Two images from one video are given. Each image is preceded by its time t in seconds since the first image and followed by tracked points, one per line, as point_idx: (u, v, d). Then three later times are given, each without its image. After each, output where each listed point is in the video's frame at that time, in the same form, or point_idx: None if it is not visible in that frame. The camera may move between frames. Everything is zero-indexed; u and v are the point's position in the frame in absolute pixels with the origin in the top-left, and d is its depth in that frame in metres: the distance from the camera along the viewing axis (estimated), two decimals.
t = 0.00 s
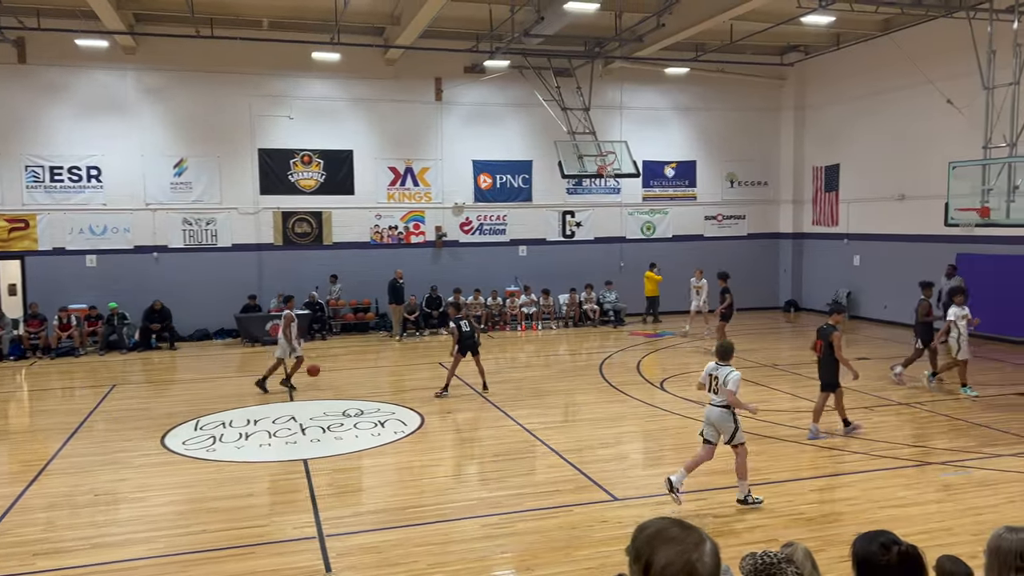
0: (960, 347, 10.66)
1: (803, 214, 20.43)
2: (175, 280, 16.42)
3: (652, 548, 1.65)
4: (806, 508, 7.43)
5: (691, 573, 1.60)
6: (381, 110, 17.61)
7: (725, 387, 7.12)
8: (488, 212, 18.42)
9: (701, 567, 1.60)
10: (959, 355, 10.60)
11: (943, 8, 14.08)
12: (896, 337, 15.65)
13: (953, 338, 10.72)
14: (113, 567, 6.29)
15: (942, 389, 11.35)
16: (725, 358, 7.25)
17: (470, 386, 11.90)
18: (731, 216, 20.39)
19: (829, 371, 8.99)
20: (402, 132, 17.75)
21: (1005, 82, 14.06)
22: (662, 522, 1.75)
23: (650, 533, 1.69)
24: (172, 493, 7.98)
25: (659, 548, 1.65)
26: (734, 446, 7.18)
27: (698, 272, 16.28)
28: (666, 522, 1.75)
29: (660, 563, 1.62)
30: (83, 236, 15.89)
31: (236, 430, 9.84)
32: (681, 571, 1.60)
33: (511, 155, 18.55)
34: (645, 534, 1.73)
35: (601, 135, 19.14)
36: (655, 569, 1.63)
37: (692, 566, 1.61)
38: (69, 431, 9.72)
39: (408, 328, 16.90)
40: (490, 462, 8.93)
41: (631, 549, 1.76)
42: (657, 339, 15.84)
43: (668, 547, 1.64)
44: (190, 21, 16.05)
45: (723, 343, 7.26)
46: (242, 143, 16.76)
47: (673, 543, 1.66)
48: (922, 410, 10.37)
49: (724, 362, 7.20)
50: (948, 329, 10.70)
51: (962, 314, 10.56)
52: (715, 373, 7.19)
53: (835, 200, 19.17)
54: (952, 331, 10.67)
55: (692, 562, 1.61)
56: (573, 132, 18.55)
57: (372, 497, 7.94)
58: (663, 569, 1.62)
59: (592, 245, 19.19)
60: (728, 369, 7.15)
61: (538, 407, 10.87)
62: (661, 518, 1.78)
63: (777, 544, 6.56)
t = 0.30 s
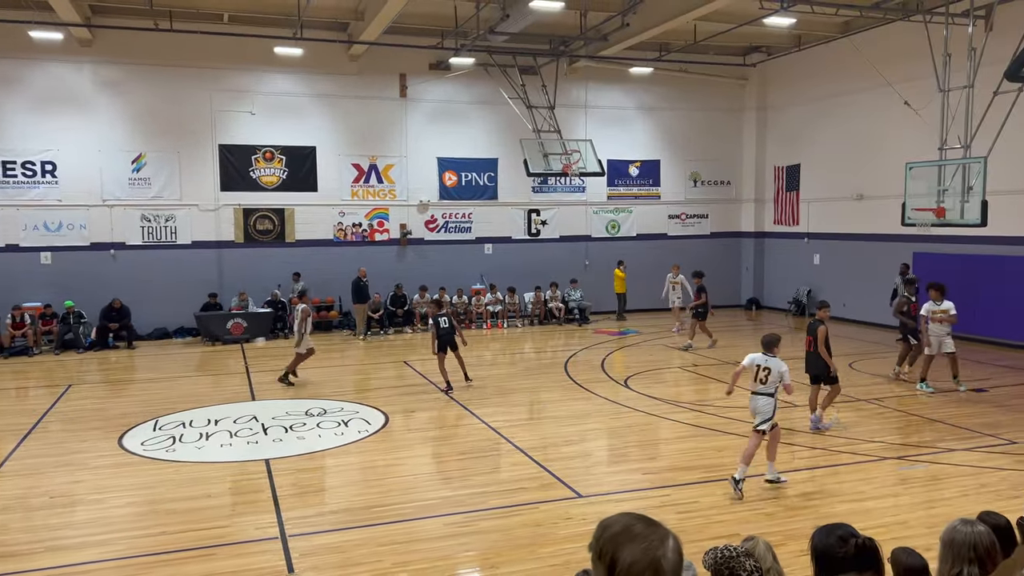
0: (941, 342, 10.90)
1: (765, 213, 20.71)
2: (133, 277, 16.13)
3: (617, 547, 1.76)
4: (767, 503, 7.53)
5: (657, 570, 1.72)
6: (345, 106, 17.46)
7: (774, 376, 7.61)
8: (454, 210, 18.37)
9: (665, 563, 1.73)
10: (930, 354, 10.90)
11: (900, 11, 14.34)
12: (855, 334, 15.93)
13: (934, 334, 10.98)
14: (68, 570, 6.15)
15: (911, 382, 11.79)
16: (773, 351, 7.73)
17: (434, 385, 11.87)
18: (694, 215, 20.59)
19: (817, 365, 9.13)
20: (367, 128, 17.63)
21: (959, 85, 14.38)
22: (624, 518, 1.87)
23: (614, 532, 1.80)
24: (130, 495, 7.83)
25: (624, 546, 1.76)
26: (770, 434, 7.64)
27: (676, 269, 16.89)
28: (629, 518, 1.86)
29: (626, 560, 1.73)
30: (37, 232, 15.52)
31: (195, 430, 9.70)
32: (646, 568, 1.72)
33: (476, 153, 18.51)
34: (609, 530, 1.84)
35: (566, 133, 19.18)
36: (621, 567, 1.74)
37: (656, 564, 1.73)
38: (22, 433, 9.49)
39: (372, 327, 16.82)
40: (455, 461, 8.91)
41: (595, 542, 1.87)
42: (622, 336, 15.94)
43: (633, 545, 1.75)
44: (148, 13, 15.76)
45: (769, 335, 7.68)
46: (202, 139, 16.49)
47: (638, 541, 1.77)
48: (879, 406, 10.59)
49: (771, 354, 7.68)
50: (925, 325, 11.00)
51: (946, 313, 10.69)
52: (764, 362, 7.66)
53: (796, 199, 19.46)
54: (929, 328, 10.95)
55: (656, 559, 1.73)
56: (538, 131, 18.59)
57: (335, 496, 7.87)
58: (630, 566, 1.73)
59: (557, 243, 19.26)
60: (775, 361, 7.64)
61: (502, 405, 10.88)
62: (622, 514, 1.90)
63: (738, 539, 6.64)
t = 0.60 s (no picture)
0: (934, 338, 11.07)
1: (741, 207, 20.87)
2: (108, 271, 15.97)
3: (606, 534, 1.82)
4: (743, 493, 7.64)
5: (645, 558, 1.78)
6: (322, 99, 17.36)
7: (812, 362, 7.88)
8: (433, 204, 18.34)
9: (654, 549, 1.79)
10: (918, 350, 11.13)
11: (875, 7, 14.49)
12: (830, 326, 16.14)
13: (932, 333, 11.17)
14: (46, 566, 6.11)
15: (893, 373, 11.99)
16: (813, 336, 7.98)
17: (414, 379, 11.89)
18: (672, 209, 20.71)
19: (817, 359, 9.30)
20: (345, 121, 17.55)
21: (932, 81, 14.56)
22: (612, 505, 1.93)
23: (602, 520, 1.86)
24: (108, 490, 7.78)
25: (612, 533, 1.81)
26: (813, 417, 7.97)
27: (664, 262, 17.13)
28: (615, 506, 1.92)
29: (615, 547, 1.79)
30: (9, 226, 15.31)
31: (173, 425, 9.66)
32: (635, 555, 1.78)
33: (455, 146, 18.49)
34: (598, 518, 1.89)
35: (544, 127, 19.21)
36: (610, 554, 1.80)
37: (644, 550, 1.79)
38: None
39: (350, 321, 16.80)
40: (435, 454, 8.93)
41: (582, 529, 1.93)
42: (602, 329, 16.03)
43: (621, 532, 1.81)
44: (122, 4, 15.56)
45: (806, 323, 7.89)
46: (178, 131, 16.33)
47: (626, 528, 1.83)
48: (853, 397, 10.75)
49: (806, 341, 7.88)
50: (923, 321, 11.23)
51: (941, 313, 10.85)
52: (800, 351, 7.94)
53: (772, 193, 19.62)
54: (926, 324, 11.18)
55: (644, 546, 1.79)
56: (517, 125, 18.61)
57: (315, 490, 7.88)
58: (619, 552, 1.79)
59: (536, 237, 19.31)
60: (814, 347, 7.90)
61: (482, 398, 10.92)
62: (608, 503, 1.97)
63: (715, 529, 6.73)
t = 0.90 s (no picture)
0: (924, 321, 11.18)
1: (719, 195, 21.00)
2: (82, 259, 15.76)
3: (585, 519, 1.83)
4: (722, 478, 7.73)
5: (622, 543, 1.82)
6: (301, 86, 17.20)
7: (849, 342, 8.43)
8: (412, 192, 18.26)
9: (631, 534, 1.83)
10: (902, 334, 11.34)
11: None
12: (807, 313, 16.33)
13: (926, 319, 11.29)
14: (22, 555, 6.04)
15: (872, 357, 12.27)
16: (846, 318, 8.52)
17: (394, 366, 11.89)
18: (651, 197, 20.80)
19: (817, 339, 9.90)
20: (324, 108, 17.40)
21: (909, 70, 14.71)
22: (591, 489, 1.93)
23: (582, 504, 1.87)
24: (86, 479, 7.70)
25: (591, 518, 1.83)
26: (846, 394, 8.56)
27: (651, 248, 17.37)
28: (596, 489, 1.93)
29: (593, 533, 1.81)
30: None
31: (151, 414, 9.59)
32: (612, 540, 1.81)
33: (435, 133, 18.39)
34: (576, 501, 1.90)
35: (524, 115, 19.17)
36: (588, 539, 1.82)
37: (622, 535, 1.82)
38: None
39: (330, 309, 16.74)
40: (417, 442, 8.94)
41: (561, 509, 1.94)
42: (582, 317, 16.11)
43: (600, 517, 1.83)
44: None
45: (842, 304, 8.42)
46: (153, 117, 16.09)
47: (605, 512, 1.85)
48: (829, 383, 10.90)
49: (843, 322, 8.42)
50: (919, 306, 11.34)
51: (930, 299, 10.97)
52: (838, 332, 8.46)
53: (750, 181, 19.76)
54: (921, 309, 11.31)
55: (622, 531, 1.83)
56: (497, 112, 18.56)
57: (297, 479, 7.86)
58: (597, 537, 1.81)
59: (516, 225, 19.31)
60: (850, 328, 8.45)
61: (463, 386, 10.94)
62: (588, 484, 1.98)
63: (694, 513, 6.81)
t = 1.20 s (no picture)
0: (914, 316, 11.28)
1: (694, 193, 21.16)
2: (53, 260, 15.54)
3: (555, 518, 1.87)
4: (697, 473, 7.80)
5: (588, 541, 1.86)
6: (274, 84, 17.09)
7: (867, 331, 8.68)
8: (388, 190, 18.21)
9: (597, 535, 1.87)
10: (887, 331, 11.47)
11: None
12: (781, 310, 16.50)
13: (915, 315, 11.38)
14: None
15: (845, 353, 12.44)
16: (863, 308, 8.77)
17: (371, 366, 11.86)
18: (627, 196, 20.91)
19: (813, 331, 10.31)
20: (298, 106, 17.31)
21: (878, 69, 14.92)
22: (566, 485, 1.96)
23: (554, 502, 1.90)
24: (58, 483, 7.60)
25: (561, 518, 1.87)
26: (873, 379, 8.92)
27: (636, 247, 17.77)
28: (570, 487, 1.95)
29: (561, 532, 1.86)
30: None
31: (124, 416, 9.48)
32: (579, 539, 1.86)
33: (410, 132, 18.35)
34: (550, 497, 1.93)
35: (500, 113, 19.19)
36: (556, 536, 1.87)
37: (589, 535, 1.86)
38: None
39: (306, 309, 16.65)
40: (394, 441, 8.92)
41: (536, 501, 1.97)
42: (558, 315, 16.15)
43: (569, 517, 1.87)
44: None
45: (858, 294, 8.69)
46: (125, 116, 15.91)
47: (574, 512, 1.88)
48: (803, 378, 11.03)
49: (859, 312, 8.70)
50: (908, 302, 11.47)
51: (916, 292, 11.14)
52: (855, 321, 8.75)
53: (725, 179, 19.92)
54: (910, 305, 11.44)
55: (590, 530, 1.87)
56: (473, 110, 18.56)
57: (273, 479, 7.81)
58: (564, 536, 1.86)
59: (493, 224, 19.33)
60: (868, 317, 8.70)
61: (441, 385, 10.94)
62: (564, 478, 2.01)
63: (669, 508, 6.87)
